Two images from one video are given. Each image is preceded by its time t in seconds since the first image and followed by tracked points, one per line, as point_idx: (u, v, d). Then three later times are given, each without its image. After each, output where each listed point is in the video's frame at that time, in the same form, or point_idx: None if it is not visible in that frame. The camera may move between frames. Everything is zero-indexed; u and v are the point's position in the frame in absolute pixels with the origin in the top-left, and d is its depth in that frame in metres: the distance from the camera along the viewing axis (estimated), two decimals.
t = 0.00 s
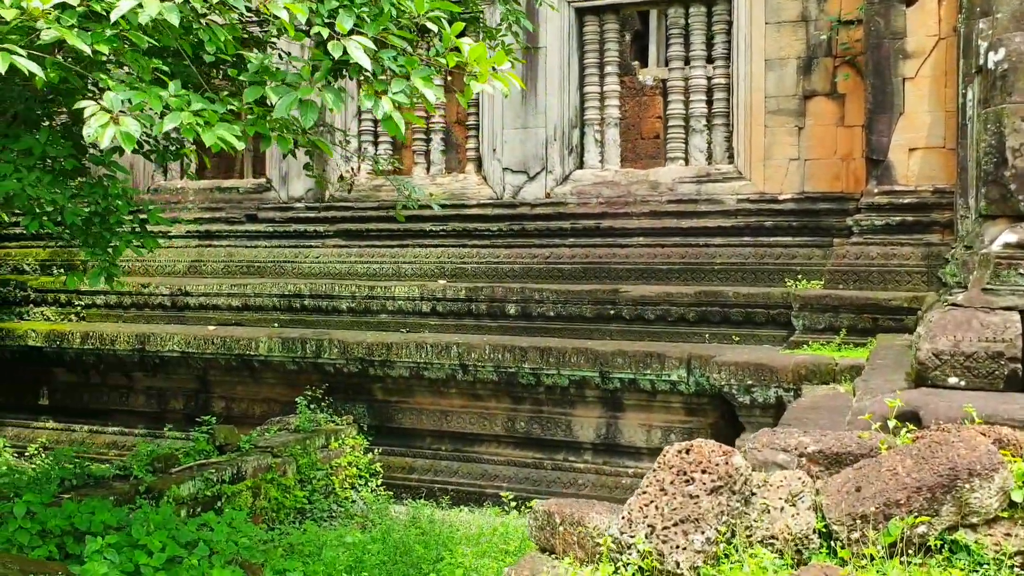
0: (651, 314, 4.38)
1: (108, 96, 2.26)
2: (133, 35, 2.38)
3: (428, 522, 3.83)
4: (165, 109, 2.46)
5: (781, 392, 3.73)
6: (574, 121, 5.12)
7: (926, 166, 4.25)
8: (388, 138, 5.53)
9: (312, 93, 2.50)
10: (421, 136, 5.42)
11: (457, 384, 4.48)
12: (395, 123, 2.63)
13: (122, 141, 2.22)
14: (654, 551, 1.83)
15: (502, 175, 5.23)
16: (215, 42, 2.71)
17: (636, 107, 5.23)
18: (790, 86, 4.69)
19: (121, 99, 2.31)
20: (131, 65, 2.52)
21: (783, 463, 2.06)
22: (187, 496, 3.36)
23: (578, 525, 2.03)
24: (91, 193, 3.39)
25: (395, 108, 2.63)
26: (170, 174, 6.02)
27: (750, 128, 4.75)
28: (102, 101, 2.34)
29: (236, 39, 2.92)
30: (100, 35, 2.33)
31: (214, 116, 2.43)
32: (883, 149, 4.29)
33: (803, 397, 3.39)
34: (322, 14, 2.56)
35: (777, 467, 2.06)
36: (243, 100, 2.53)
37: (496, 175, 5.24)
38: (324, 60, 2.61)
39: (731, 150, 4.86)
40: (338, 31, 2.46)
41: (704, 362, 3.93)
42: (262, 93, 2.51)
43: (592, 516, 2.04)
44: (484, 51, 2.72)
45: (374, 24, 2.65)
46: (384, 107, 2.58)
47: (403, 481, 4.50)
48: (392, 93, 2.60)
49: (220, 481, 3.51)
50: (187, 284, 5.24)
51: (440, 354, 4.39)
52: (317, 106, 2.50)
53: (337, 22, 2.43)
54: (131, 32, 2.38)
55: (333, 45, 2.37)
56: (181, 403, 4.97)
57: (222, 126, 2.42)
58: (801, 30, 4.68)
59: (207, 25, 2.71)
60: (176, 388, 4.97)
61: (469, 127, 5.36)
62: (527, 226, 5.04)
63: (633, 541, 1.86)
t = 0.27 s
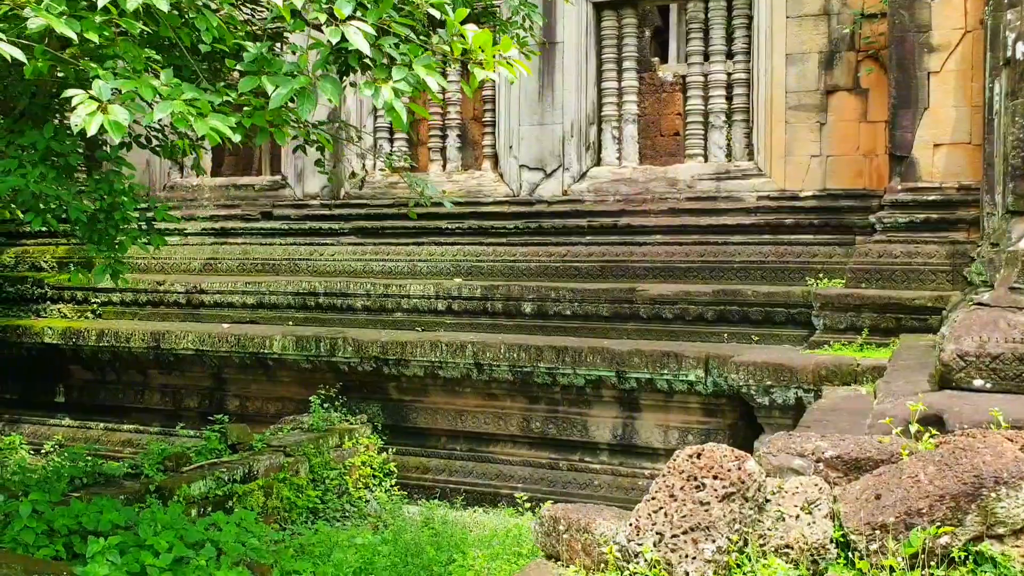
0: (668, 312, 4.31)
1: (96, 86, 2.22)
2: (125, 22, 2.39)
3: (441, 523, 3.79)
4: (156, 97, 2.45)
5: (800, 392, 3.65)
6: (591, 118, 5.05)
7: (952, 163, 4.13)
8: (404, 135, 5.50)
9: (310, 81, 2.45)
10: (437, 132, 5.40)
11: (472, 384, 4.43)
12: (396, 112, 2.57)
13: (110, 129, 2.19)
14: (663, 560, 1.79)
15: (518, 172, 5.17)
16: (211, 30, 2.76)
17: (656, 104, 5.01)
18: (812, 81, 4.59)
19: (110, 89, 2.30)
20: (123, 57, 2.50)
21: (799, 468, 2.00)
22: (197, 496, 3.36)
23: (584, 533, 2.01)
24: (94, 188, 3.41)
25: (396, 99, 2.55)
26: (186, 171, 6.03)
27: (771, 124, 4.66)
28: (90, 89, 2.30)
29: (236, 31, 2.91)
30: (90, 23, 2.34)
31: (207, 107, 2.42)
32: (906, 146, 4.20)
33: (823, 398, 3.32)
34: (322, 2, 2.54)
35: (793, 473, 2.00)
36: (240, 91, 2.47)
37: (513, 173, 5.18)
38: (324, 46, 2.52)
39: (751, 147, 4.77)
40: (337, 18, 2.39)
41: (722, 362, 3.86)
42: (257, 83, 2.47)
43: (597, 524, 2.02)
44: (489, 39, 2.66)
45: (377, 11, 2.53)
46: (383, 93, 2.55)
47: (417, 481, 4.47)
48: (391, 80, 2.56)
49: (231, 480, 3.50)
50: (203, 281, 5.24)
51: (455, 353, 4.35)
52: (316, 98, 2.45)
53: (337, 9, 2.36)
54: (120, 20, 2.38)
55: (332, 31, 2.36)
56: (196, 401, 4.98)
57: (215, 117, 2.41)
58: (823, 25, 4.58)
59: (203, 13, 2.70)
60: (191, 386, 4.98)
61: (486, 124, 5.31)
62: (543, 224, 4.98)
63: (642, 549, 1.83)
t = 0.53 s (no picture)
0: (686, 312, 4.23)
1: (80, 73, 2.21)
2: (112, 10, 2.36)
3: (452, 526, 3.74)
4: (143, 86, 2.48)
5: (821, 394, 3.55)
6: (608, 114, 4.98)
7: (978, 159, 4.02)
8: (418, 132, 5.45)
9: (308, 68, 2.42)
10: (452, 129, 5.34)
11: (486, 384, 4.38)
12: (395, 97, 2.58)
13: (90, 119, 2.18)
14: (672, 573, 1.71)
15: (534, 170, 5.10)
16: (206, 18, 2.77)
17: (674, 101, 4.93)
18: (833, 76, 4.49)
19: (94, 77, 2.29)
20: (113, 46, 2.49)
21: (817, 476, 1.92)
22: (206, 497, 3.35)
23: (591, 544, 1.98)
24: (99, 186, 3.45)
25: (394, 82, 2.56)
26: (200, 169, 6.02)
27: (791, 120, 4.56)
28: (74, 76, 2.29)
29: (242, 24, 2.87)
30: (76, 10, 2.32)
31: (196, 96, 2.42)
32: (931, 141, 4.09)
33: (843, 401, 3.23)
34: None
35: (811, 481, 1.92)
36: (234, 81, 2.43)
37: (528, 170, 5.12)
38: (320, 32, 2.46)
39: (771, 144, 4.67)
40: None
41: (741, 363, 3.77)
42: (250, 71, 2.42)
43: (603, 534, 1.99)
44: (493, 22, 2.63)
45: None
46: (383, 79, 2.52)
47: (431, 483, 4.41)
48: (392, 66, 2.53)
49: (241, 481, 3.49)
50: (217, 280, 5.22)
51: (468, 353, 4.29)
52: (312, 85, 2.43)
53: None
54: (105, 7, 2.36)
55: (327, 14, 2.34)
56: (210, 401, 4.96)
57: (203, 106, 2.40)
58: (845, 18, 4.48)
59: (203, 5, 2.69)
60: (205, 385, 4.97)
61: (501, 121, 5.25)
62: (559, 222, 4.91)
63: (650, 562, 1.73)
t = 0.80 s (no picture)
0: (687, 312, 4.16)
1: (42, 70, 2.13)
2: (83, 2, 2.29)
3: (449, 529, 3.68)
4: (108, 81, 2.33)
5: (825, 397, 3.48)
6: (609, 110, 4.91)
7: (986, 157, 3.95)
8: (417, 129, 5.39)
9: (291, 59, 2.36)
10: (451, 125, 5.28)
11: (485, 385, 4.31)
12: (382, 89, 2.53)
13: (53, 119, 2.09)
14: None
15: (533, 167, 5.03)
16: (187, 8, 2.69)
17: (677, 98, 4.89)
18: (838, 72, 4.42)
19: (60, 73, 2.21)
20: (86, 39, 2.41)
21: (821, 490, 1.80)
22: (198, 499, 3.29)
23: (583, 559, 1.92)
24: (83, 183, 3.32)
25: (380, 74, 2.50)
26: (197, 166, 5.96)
27: (795, 117, 4.49)
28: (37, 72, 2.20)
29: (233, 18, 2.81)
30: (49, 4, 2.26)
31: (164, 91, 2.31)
32: (938, 139, 4.01)
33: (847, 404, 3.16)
34: None
35: (814, 495, 1.81)
36: (211, 72, 2.34)
37: (528, 167, 5.05)
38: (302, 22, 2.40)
39: (775, 141, 4.60)
40: None
41: (744, 363, 3.69)
42: (229, 62, 2.34)
43: (597, 551, 1.92)
44: (483, 12, 2.56)
45: None
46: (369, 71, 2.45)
47: (428, 484, 4.35)
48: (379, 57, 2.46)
49: (233, 483, 3.44)
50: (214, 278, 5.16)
51: (466, 353, 4.23)
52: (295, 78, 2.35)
53: None
54: None
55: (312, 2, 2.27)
56: (205, 400, 4.91)
57: (173, 102, 2.29)
58: (849, 14, 4.41)
59: None
60: (201, 384, 4.91)
61: (500, 117, 5.18)
62: (559, 220, 4.84)
63: None
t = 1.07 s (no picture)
0: (689, 308, 4.11)
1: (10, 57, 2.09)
2: None
3: (447, 528, 3.64)
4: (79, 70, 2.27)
5: (828, 395, 3.42)
6: (610, 104, 4.85)
7: (993, 151, 3.88)
8: (417, 122, 5.33)
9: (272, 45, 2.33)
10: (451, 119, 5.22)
11: (484, 381, 4.26)
12: (370, 79, 2.45)
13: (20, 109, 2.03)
14: None
15: (534, 161, 4.98)
16: None
17: (681, 92, 4.83)
18: (843, 65, 4.35)
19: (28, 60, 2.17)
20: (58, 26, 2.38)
21: (822, 495, 1.76)
22: (191, 498, 3.25)
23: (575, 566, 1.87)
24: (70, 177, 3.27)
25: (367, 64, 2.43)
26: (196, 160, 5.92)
27: (799, 111, 4.42)
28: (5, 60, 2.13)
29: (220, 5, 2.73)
30: None
31: (138, 79, 2.27)
32: (944, 133, 3.95)
33: (851, 403, 3.10)
34: None
35: (815, 500, 1.76)
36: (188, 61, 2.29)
37: (529, 162, 4.99)
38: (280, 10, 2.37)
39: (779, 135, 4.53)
40: None
41: (746, 361, 3.64)
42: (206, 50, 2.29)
43: (588, 559, 1.87)
44: None
45: None
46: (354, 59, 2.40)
47: (426, 482, 4.30)
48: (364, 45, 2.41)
49: (228, 481, 3.40)
50: (211, 273, 5.12)
51: (465, 349, 4.19)
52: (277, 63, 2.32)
53: None
54: None
55: None
56: (203, 397, 4.87)
57: (148, 91, 2.27)
58: (855, 5, 4.33)
59: None
60: (198, 380, 4.87)
61: (501, 111, 5.13)
62: (559, 215, 4.78)
63: None
